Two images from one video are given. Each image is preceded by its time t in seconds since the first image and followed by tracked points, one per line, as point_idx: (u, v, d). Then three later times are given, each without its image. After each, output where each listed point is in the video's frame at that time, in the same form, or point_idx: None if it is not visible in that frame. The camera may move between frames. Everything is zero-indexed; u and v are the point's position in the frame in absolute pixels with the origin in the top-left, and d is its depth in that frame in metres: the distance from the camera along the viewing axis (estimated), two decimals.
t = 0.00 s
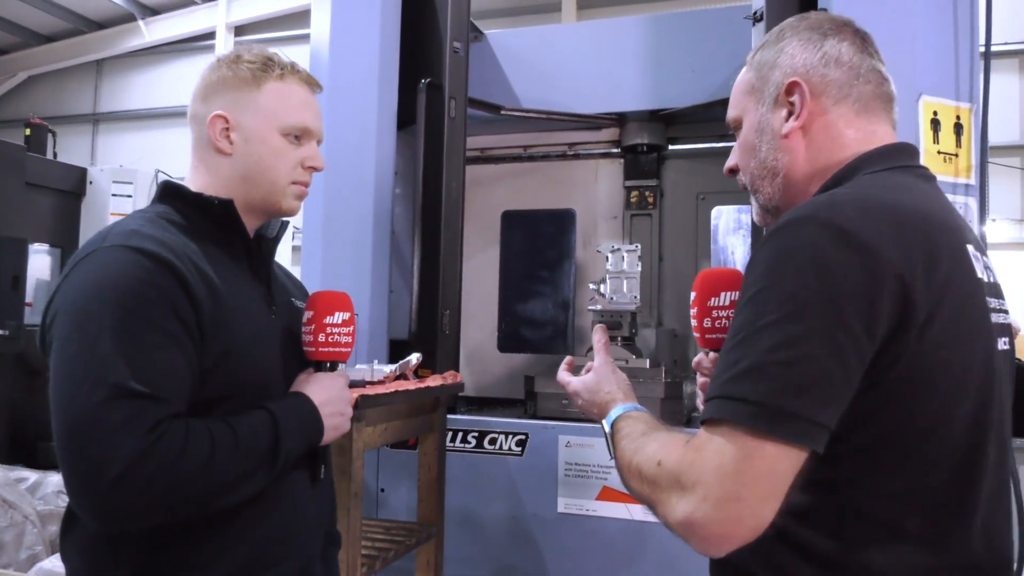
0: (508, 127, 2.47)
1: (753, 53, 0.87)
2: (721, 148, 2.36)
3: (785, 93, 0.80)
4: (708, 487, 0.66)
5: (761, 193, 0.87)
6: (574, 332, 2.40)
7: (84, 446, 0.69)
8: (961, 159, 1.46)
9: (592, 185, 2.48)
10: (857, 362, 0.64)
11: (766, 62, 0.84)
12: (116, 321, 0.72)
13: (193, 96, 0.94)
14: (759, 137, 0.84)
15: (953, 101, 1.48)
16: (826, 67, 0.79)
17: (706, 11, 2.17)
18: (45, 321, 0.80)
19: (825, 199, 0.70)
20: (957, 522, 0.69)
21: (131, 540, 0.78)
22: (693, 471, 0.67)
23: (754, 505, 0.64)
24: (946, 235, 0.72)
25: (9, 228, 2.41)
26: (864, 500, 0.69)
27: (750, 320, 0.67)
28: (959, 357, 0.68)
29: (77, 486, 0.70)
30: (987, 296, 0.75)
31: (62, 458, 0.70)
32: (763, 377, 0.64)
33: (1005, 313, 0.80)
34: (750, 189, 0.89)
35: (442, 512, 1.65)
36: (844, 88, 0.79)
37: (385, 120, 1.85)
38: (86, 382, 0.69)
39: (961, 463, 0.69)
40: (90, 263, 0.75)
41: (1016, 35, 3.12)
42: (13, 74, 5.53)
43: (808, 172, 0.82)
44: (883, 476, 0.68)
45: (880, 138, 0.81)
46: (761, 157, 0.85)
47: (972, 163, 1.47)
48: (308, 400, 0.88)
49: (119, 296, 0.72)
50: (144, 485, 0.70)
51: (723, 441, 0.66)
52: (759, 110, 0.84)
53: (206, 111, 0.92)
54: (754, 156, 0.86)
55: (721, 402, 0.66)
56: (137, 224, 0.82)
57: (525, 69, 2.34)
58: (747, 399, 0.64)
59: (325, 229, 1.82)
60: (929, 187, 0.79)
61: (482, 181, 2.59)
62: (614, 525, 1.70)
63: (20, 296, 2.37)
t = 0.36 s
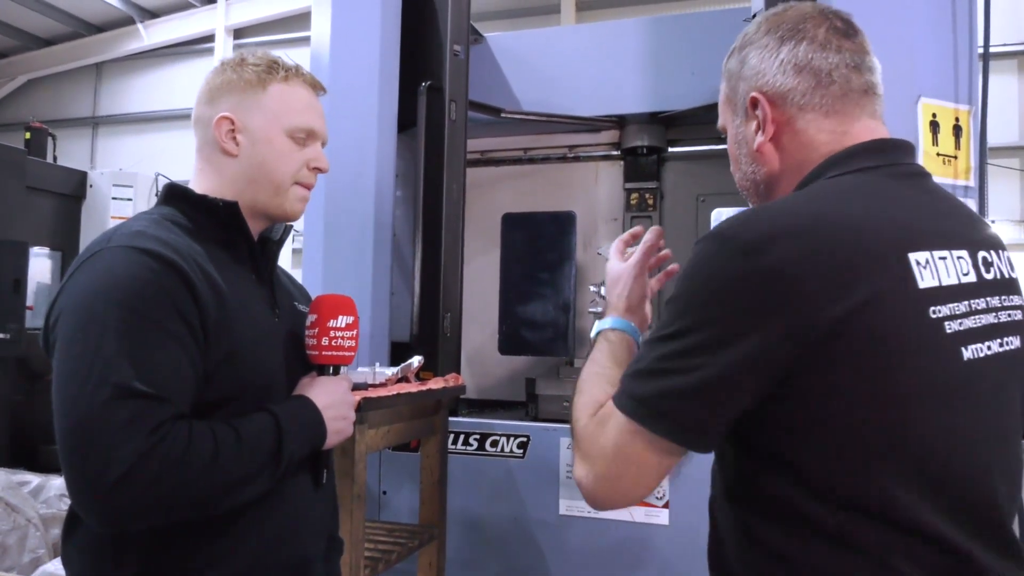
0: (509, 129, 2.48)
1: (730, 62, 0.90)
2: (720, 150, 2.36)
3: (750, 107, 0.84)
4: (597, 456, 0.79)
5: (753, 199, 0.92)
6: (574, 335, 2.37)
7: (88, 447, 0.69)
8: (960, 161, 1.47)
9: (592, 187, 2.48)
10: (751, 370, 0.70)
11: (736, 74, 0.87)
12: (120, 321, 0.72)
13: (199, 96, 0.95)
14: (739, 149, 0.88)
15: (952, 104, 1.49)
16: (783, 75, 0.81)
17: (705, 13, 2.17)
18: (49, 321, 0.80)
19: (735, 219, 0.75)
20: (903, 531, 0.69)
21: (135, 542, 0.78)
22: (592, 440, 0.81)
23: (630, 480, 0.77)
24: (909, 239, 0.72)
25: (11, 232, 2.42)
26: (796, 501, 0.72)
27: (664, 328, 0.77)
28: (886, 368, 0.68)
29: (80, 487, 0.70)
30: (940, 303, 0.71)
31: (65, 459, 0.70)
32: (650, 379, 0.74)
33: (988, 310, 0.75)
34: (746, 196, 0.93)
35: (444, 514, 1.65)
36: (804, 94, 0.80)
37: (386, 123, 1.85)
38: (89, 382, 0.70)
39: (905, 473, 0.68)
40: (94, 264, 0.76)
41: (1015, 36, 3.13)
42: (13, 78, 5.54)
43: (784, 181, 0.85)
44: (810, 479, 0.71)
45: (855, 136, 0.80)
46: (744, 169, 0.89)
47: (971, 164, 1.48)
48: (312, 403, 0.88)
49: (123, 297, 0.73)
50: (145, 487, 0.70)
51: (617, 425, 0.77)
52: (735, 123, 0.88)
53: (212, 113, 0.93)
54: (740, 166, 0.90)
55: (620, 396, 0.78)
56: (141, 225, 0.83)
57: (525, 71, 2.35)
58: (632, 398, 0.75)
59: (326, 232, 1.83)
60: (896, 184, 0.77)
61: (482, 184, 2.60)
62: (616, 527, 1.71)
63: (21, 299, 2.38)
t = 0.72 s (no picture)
0: (509, 129, 2.48)
1: (734, 56, 0.90)
2: (721, 150, 2.36)
3: (752, 103, 0.84)
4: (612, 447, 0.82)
5: (756, 197, 0.92)
6: (575, 335, 2.39)
7: (89, 448, 0.69)
8: (961, 160, 1.47)
9: (593, 188, 2.48)
10: (736, 375, 0.71)
11: (740, 69, 0.87)
12: (121, 321, 0.72)
13: (193, 97, 0.95)
14: (741, 146, 0.88)
15: (953, 103, 1.49)
16: (785, 72, 0.80)
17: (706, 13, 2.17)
18: (46, 321, 0.80)
19: (724, 226, 0.76)
20: (884, 537, 0.68)
21: (133, 544, 0.77)
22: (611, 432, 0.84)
23: (642, 468, 0.79)
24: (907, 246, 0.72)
25: (12, 232, 2.42)
26: (783, 504, 0.73)
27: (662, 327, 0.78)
28: (873, 378, 0.68)
29: (81, 488, 0.70)
30: (934, 311, 0.71)
31: (65, 460, 0.70)
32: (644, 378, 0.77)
33: (987, 315, 0.75)
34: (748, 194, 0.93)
35: (445, 515, 1.65)
36: (805, 92, 0.79)
37: (386, 123, 1.85)
38: (90, 383, 0.69)
39: (889, 481, 0.68)
40: (93, 264, 0.75)
41: (1016, 35, 3.13)
42: (13, 79, 5.54)
43: (784, 180, 0.85)
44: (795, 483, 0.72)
45: (855, 137, 0.80)
46: (745, 166, 0.89)
47: (972, 164, 1.48)
48: (310, 405, 0.88)
49: (124, 297, 0.73)
50: (148, 488, 0.70)
51: (625, 419, 0.80)
52: (737, 119, 0.88)
53: (206, 114, 0.93)
54: (742, 164, 0.90)
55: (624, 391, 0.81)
56: (139, 224, 0.82)
57: (525, 71, 2.35)
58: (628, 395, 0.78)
59: (327, 233, 1.83)
60: (893, 188, 0.77)
61: (482, 184, 2.60)
62: (617, 528, 1.70)
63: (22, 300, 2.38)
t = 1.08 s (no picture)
0: (509, 130, 2.48)
1: (746, 51, 0.90)
2: (720, 150, 2.37)
3: (767, 100, 0.83)
4: (619, 441, 0.81)
5: (763, 195, 0.92)
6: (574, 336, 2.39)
7: (88, 452, 0.69)
8: (960, 161, 1.47)
9: (592, 188, 2.48)
10: (758, 372, 0.71)
11: (752, 64, 0.86)
12: (119, 324, 0.72)
13: (187, 97, 0.95)
14: (752, 143, 0.88)
15: (951, 104, 1.49)
16: (803, 69, 0.80)
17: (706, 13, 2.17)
18: (44, 324, 0.80)
19: (747, 220, 0.75)
20: (898, 535, 0.69)
21: (133, 546, 0.78)
22: (619, 426, 0.83)
23: (644, 466, 0.78)
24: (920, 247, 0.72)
25: (11, 232, 2.42)
26: (798, 503, 0.73)
27: (682, 320, 0.77)
28: (896, 377, 0.69)
29: (80, 491, 0.70)
30: (955, 311, 0.72)
31: (64, 464, 0.70)
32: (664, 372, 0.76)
33: (999, 317, 0.76)
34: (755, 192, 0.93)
35: (443, 515, 1.65)
36: (823, 90, 0.79)
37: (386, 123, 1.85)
38: (88, 387, 0.70)
39: (907, 480, 0.68)
40: (91, 267, 0.76)
41: (1015, 36, 3.13)
42: (14, 79, 5.54)
43: (797, 178, 0.84)
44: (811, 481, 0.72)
45: (870, 136, 0.80)
46: (755, 164, 0.89)
47: (970, 165, 1.48)
48: (309, 405, 0.88)
49: (122, 300, 0.73)
50: (147, 490, 0.71)
51: (635, 414, 0.79)
52: (749, 115, 0.87)
53: (201, 113, 0.93)
54: (750, 161, 0.90)
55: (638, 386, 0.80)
56: (137, 226, 0.83)
57: (525, 71, 2.35)
58: (646, 389, 0.77)
59: (327, 233, 1.84)
60: (910, 188, 0.77)
61: (482, 184, 2.61)
62: (615, 528, 1.71)
63: (22, 300, 2.39)
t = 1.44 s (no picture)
0: (510, 131, 2.48)
1: (765, 41, 0.88)
2: (721, 152, 2.36)
3: (793, 88, 0.82)
4: (622, 444, 0.80)
5: (762, 189, 0.89)
6: (574, 338, 2.37)
7: (78, 453, 0.69)
8: (959, 164, 1.47)
9: (593, 190, 2.48)
10: (776, 372, 0.70)
11: (777, 51, 0.85)
12: (109, 326, 0.72)
13: (186, 100, 0.95)
14: (764, 132, 0.85)
15: (951, 106, 1.48)
16: (837, 62, 0.80)
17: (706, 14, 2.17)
18: (39, 327, 0.80)
19: (767, 217, 0.74)
20: (906, 538, 0.69)
21: (125, 548, 0.77)
22: (622, 430, 0.82)
23: (649, 470, 0.77)
24: (926, 251, 0.72)
25: (13, 234, 2.42)
26: (806, 504, 0.72)
27: (697, 318, 0.76)
28: (915, 377, 0.68)
29: (70, 493, 0.70)
30: (967, 313, 0.73)
31: (54, 465, 0.70)
32: (680, 371, 0.74)
33: (999, 321, 0.78)
34: (752, 186, 0.91)
35: (442, 518, 1.65)
36: (854, 86, 0.79)
37: (385, 125, 1.85)
38: (77, 389, 0.70)
39: (919, 482, 0.68)
40: (84, 270, 0.76)
41: (1015, 38, 3.12)
42: (16, 80, 5.56)
43: (810, 172, 0.83)
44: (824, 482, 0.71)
45: (889, 138, 0.81)
46: (763, 154, 0.86)
47: (970, 168, 1.48)
48: (303, 407, 0.88)
49: (113, 303, 0.73)
50: (136, 492, 0.70)
51: (643, 418, 0.78)
52: (764, 103, 0.85)
53: (199, 116, 0.93)
54: (758, 151, 0.87)
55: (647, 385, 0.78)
56: (131, 229, 0.83)
57: (526, 73, 2.35)
58: (659, 389, 0.75)
59: (326, 234, 1.84)
60: (921, 193, 0.77)
61: (482, 186, 2.60)
62: (614, 531, 1.70)
63: (23, 301, 2.39)
